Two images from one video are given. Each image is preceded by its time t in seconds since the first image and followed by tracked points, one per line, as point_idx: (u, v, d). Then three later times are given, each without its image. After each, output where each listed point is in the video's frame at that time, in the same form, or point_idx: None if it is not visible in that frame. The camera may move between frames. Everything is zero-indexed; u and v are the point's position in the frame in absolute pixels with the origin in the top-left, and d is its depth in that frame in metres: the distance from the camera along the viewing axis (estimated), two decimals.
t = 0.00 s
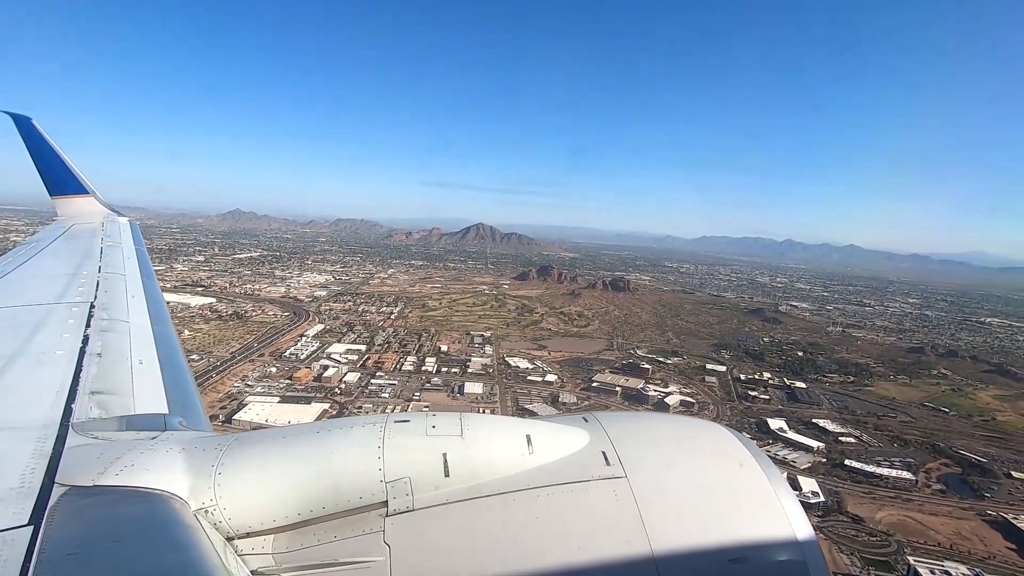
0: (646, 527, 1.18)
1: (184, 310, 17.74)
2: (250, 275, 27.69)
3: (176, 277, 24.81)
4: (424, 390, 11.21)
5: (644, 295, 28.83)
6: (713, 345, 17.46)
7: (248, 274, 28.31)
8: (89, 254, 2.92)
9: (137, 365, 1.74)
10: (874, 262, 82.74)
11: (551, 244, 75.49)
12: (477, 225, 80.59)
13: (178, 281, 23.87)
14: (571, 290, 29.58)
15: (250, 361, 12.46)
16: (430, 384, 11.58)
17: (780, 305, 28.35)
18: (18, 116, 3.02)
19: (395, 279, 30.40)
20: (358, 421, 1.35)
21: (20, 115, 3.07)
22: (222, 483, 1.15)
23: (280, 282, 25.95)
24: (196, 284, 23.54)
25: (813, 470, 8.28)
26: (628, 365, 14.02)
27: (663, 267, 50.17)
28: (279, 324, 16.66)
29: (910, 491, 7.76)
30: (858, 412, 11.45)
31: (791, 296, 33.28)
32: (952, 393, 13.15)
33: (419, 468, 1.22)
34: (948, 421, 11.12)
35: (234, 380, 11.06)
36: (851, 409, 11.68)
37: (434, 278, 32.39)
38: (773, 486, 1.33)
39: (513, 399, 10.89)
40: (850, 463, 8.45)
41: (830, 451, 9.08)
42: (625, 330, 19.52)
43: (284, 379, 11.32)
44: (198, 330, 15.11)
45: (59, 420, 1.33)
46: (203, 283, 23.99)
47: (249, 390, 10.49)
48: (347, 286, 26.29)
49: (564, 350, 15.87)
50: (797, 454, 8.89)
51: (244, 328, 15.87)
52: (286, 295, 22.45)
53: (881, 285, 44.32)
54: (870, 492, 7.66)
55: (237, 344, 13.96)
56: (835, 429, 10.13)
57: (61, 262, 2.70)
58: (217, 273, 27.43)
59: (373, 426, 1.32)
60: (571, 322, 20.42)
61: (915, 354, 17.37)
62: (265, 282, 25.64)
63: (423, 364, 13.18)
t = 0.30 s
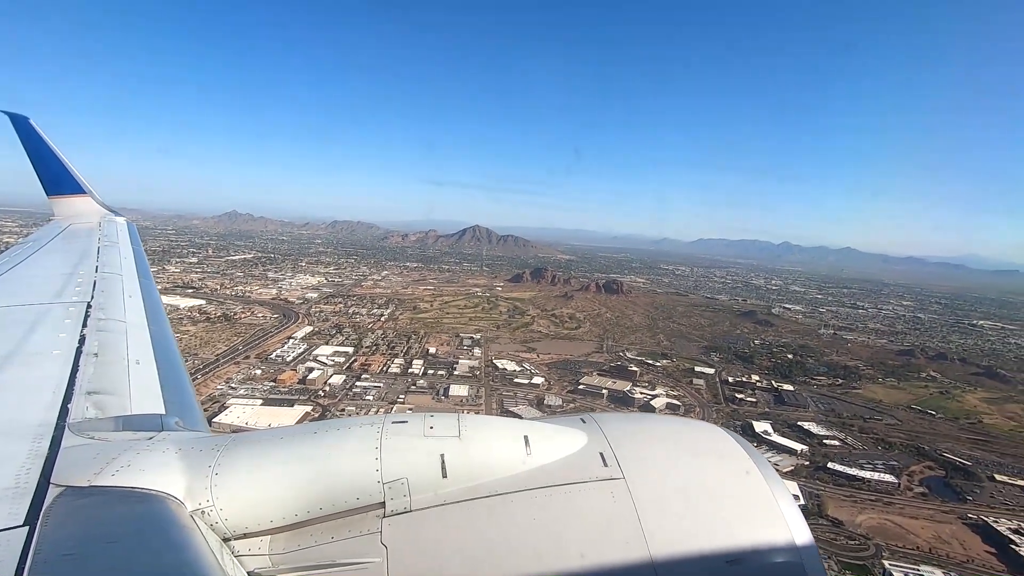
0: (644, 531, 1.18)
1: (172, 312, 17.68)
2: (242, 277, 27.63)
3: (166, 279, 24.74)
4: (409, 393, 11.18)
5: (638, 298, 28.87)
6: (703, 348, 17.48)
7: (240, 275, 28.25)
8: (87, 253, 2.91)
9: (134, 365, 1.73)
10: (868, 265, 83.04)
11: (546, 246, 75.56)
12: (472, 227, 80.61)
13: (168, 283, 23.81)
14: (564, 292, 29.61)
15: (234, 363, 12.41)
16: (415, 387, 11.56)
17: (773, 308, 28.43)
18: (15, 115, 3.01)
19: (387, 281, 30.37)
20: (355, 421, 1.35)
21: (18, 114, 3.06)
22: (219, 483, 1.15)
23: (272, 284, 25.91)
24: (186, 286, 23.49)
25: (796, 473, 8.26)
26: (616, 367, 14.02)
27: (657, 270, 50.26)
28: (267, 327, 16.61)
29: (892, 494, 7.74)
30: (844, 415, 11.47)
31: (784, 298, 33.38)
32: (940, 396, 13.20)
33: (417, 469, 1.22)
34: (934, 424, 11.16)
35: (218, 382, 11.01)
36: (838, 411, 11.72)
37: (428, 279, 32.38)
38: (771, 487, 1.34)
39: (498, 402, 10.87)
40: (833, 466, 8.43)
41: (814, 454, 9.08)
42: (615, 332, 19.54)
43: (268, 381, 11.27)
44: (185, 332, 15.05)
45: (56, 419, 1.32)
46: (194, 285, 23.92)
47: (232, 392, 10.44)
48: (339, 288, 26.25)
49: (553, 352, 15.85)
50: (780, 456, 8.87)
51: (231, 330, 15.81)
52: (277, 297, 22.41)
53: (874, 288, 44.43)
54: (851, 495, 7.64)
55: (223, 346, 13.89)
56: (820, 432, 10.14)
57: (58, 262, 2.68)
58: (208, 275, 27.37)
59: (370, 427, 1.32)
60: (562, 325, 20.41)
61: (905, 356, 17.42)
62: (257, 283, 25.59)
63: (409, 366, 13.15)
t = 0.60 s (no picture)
0: (640, 530, 1.18)
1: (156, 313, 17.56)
2: (231, 278, 27.48)
3: (153, 280, 24.59)
4: (391, 395, 11.15)
5: (628, 298, 28.97)
6: (691, 348, 17.56)
7: (229, 276, 28.11)
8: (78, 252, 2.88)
9: (126, 364, 1.72)
10: (860, 266, 83.61)
11: (540, 247, 75.62)
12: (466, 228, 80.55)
13: (155, 284, 23.66)
14: (555, 292, 29.63)
15: (216, 365, 12.33)
16: (398, 389, 11.53)
17: (763, 308, 28.57)
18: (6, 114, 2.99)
19: (378, 282, 30.30)
20: (351, 420, 1.35)
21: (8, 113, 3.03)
22: (212, 482, 1.14)
23: (261, 285, 25.79)
24: (174, 287, 23.35)
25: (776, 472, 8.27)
26: (602, 368, 14.05)
27: (650, 271, 50.41)
28: (253, 328, 16.53)
29: (870, 495, 7.79)
30: (827, 415, 11.55)
31: (774, 299, 33.57)
32: (924, 396, 13.31)
33: (412, 469, 1.22)
34: (916, 424, 11.25)
35: (198, 384, 10.93)
36: (822, 412, 11.81)
37: (419, 280, 32.32)
38: (764, 485, 1.35)
39: (481, 403, 10.86)
40: (813, 467, 8.46)
41: (794, 454, 9.13)
42: (604, 333, 19.59)
43: (249, 383, 11.20)
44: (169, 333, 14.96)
45: (47, 418, 1.32)
46: (182, 286, 23.79)
47: (213, 394, 10.37)
48: (329, 289, 26.17)
49: (539, 353, 15.86)
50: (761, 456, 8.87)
51: (216, 331, 15.72)
52: (265, 298, 22.31)
53: (863, 288, 44.72)
54: (829, 496, 7.67)
55: (205, 348, 13.79)
56: (802, 433, 10.19)
57: (49, 261, 2.66)
58: (197, 276, 27.21)
59: (365, 425, 1.32)
60: (550, 326, 20.42)
61: (891, 357, 17.56)
62: (246, 284, 25.47)
63: (393, 367, 13.12)
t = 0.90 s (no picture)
0: (633, 531, 1.19)
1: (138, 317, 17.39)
2: (217, 281, 27.27)
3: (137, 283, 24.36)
4: (371, 398, 11.08)
5: (617, 300, 29.07)
6: (676, 350, 17.64)
7: (214, 279, 27.92)
8: (66, 254, 2.84)
9: (116, 366, 1.71)
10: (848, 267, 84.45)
11: (531, 249, 75.75)
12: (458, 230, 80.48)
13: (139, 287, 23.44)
14: (545, 294, 29.67)
15: (195, 369, 12.22)
16: (379, 392, 11.48)
17: (751, 309, 28.77)
18: None
19: (366, 284, 30.20)
20: (344, 421, 1.34)
21: None
22: (204, 485, 1.13)
23: (248, 288, 25.65)
24: (158, 290, 23.14)
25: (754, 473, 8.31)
26: (586, 370, 14.07)
27: (641, 272, 50.58)
28: (236, 331, 16.39)
29: (847, 495, 7.85)
30: (809, 416, 11.63)
31: (762, 300, 33.82)
32: (905, 396, 13.46)
33: (406, 469, 1.22)
34: (896, 424, 11.37)
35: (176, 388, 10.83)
36: (802, 412, 11.91)
37: (407, 283, 32.25)
38: (757, 485, 1.36)
39: (462, 405, 10.84)
40: (791, 468, 8.50)
41: (774, 455, 9.19)
42: (591, 334, 19.64)
43: (228, 387, 11.10)
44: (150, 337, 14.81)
45: (36, 421, 1.30)
46: (166, 289, 23.59)
47: (191, 398, 10.27)
48: (316, 292, 26.04)
49: (525, 355, 15.85)
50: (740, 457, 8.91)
51: (198, 335, 15.59)
52: (251, 301, 22.17)
53: (850, 288, 45.10)
54: (806, 496, 7.71)
55: (184, 352, 13.64)
56: (782, 434, 10.26)
57: (38, 263, 2.62)
58: (182, 279, 26.98)
59: (358, 427, 1.31)
60: (538, 327, 20.41)
61: (875, 357, 17.73)
62: (232, 287, 25.29)
63: (375, 371, 13.05)
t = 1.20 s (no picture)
0: (624, 530, 1.20)
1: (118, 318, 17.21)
2: (202, 280, 27.03)
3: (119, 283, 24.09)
4: (350, 399, 11.03)
5: (605, 298, 29.16)
6: (661, 348, 17.74)
7: (199, 279, 27.67)
8: (54, 254, 2.80)
9: (104, 367, 1.69)
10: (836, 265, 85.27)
11: (522, 248, 75.78)
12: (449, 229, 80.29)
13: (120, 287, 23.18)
14: (533, 293, 29.69)
15: (172, 370, 12.10)
16: (358, 393, 11.43)
17: (738, 308, 28.96)
18: None
19: (353, 284, 30.06)
20: (335, 421, 1.34)
21: None
22: (194, 487, 1.13)
23: (232, 288, 25.45)
24: (140, 290, 22.90)
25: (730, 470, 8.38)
26: (568, 369, 14.11)
27: (630, 271, 50.72)
28: (216, 332, 16.24)
29: (821, 492, 7.94)
30: (787, 413, 11.75)
31: (749, 298, 34.06)
32: (885, 393, 13.64)
33: (399, 469, 1.22)
34: (874, 421, 11.52)
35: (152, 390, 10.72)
36: (781, 409, 12.05)
37: (395, 282, 32.14)
38: (746, 483, 1.37)
39: (441, 405, 10.83)
40: (767, 466, 8.58)
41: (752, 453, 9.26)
42: (576, 333, 19.69)
43: (205, 388, 11.00)
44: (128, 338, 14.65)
45: (22, 423, 1.29)
46: (149, 289, 23.35)
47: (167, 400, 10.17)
48: (301, 291, 25.86)
49: (508, 355, 15.86)
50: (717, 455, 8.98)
51: (177, 335, 15.44)
52: (234, 300, 21.99)
53: (836, 287, 45.50)
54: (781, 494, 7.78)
55: (162, 352, 13.47)
56: (760, 432, 10.36)
57: (24, 263, 2.59)
58: (166, 279, 26.71)
59: (350, 427, 1.31)
60: (523, 327, 20.42)
61: (857, 355, 17.93)
62: (216, 287, 25.08)
63: (355, 371, 12.99)
